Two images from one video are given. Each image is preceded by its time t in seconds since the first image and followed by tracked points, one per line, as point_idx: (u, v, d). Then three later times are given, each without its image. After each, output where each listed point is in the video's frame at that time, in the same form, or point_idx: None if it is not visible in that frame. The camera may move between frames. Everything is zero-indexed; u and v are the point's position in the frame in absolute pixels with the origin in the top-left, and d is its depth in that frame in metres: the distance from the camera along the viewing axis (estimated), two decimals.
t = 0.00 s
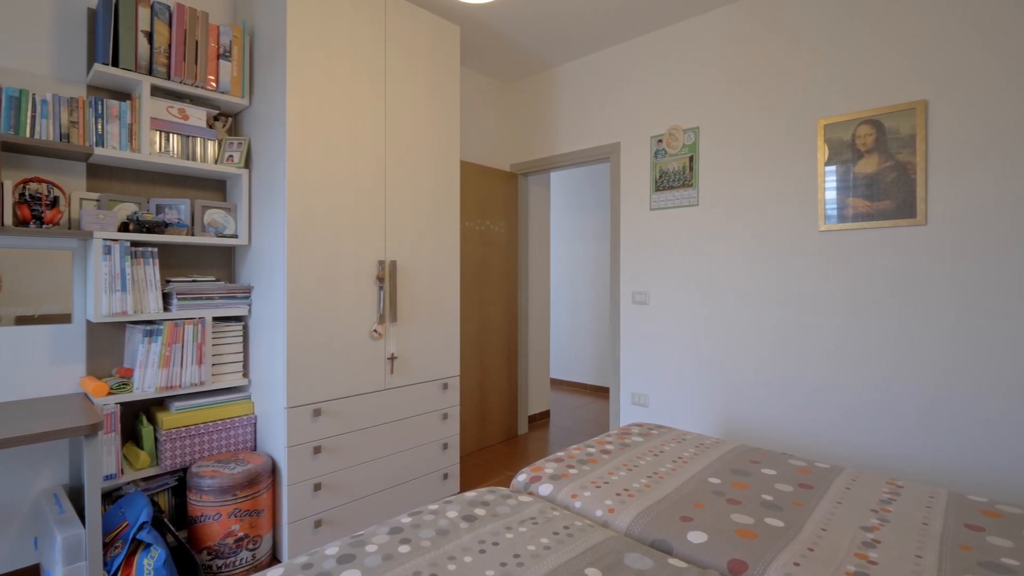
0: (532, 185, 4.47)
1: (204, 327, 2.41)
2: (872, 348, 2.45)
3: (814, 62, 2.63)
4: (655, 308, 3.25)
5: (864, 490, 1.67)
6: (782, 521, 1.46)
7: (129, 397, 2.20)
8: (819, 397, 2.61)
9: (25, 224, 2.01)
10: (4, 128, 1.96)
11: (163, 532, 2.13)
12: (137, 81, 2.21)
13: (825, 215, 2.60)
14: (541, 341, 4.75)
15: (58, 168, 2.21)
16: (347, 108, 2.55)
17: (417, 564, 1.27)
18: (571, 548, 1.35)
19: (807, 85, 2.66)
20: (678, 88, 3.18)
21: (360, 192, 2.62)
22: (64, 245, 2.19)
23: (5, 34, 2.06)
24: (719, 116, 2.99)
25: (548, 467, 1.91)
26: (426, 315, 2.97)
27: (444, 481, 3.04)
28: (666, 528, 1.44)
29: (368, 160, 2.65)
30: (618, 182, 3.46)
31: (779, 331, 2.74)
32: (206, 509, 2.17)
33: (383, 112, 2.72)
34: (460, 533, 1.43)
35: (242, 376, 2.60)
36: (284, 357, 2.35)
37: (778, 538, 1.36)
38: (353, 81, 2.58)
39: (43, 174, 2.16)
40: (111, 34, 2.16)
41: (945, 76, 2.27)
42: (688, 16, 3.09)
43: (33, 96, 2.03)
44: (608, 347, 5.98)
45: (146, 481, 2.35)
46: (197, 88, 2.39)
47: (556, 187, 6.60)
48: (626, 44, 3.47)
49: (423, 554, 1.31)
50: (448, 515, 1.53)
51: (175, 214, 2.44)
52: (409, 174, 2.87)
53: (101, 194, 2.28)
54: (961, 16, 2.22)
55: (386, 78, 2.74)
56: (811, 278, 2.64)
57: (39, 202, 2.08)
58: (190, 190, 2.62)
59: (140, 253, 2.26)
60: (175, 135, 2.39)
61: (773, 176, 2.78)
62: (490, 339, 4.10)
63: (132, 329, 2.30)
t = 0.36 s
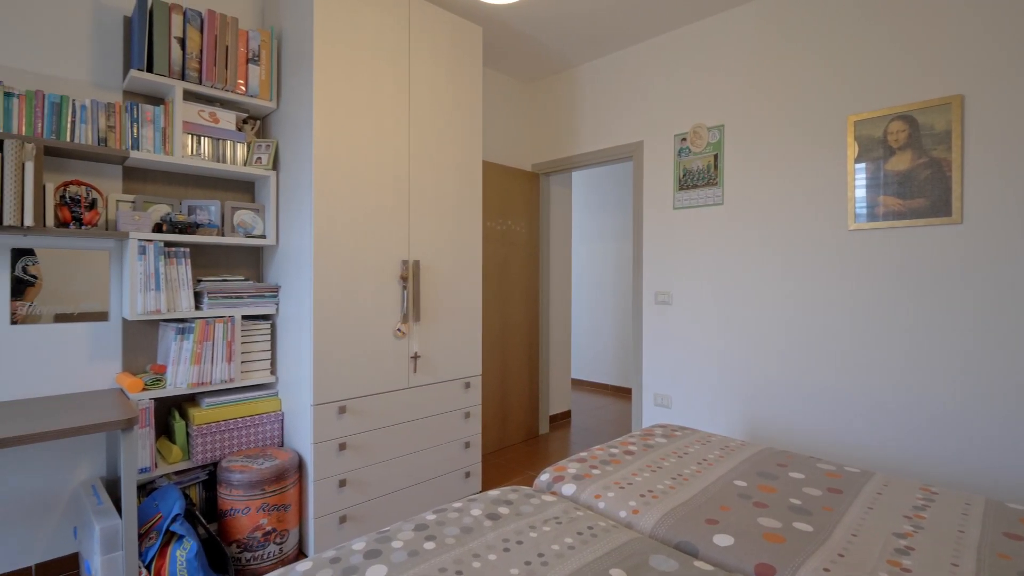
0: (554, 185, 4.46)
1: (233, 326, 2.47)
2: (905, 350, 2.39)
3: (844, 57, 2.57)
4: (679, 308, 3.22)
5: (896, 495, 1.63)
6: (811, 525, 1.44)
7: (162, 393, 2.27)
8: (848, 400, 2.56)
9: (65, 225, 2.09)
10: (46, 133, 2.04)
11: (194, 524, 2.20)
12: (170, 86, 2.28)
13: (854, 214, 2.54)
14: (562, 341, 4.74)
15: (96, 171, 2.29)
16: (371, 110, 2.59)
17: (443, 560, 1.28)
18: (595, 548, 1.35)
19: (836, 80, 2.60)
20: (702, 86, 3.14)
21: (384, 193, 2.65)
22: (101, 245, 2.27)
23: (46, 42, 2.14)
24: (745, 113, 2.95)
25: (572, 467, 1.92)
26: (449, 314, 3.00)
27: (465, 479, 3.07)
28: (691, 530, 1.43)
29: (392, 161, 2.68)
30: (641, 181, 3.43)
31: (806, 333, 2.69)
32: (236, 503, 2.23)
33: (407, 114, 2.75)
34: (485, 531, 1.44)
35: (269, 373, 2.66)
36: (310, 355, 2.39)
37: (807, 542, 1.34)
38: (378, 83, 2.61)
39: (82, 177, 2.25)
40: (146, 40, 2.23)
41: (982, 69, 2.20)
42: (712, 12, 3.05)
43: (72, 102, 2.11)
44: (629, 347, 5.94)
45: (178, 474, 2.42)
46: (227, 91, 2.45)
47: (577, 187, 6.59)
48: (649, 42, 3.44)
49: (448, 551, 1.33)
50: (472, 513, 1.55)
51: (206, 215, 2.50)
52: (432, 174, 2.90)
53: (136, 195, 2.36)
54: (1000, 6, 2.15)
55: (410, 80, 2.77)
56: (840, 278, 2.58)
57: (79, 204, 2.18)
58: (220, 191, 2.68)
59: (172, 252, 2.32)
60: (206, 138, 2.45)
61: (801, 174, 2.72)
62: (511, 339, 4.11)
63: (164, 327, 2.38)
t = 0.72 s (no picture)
0: (574, 185, 4.46)
1: (260, 325, 2.53)
2: (937, 352, 2.32)
3: (873, 51, 2.51)
4: (701, 309, 3.19)
5: (928, 502, 1.60)
6: (839, 531, 1.41)
7: (192, 389, 2.34)
8: (876, 403, 2.50)
9: (100, 227, 2.16)
10: (82, 138, 2.12)
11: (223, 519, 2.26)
12: (200, 90, 2.35)
13: (884, 213, 2.48)
14: (583, 342, 4.72)
15: (129, 175, 2.36)
16: (394, 112, 2.62)
17: (466, 558, 1.30)
18: (617, 549, 1.35)
19: (865, 76, 2.54)
20: (725, 84, 3.11)
21: (406, 194, 2.69)
22: (134, 246, 2.34)
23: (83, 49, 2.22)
24: (770, 110, 2.90)
25: (593, 468, 1.92)
26: (470, 314, 3.02)
27: (486, 478, 3.09)
28: (716, 533, 1.42)
29: (414, 162, 2.72)
30: (663, 181, 3.41)
31: (833, 335, 2.64)
32: (263, 498, 2.28)
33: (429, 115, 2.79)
34: (507, 530, 1.45)
35: (295, 372, 2.72)
36: (334, 354, 2.44)
37: (835, 548, 1.32)
38: (401, 85, 2.65)
39: (116, 181, 2.32)
40: (177, 47, 2.29)
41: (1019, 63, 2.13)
42: (735, 9, 3.02)
43: (107, 108, 2.18)
44: (650, 348, 5.89)
45: (207, 469, 2.48)
46: (254, 96, 2.51)
47: (597, 188, 6.57)
48: (671, 39, 3.41)
49: (470, 549, 1.34)
50: (495, 512, 1.56)
51: (233, 216, 2.55)
52: (454, 175, 2.93)
53: (167, 197, 2.42)
54: None
55: (432, 82, 2.80)
56: (869, 279, 2.52)
57: (113, 207, 2.25)
58: (247, 193, 2.75)
59: (201, 253, 2.39)
60: (234, 141, 2.51)
61: (828, 173, 2.67)
62: (531, 339, 4.12)
63: (194, 326, 2.44)
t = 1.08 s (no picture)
0: (593, 185, 4.45)
1: (284, 324, 2.59)
2: (968, 355, 2.27)
3: (901, 46, 2.46)
4: (722, 309, 3.16)
5: (959, 508, 1.56)
6: (865, 536, 1.40)
7: (219, 387, 2.40)
8: (902, 406, 2.45)
9: (131, 228, 2.24)
10: (115, 143, 2.19)
11: (248, 514, 2.32)
12: (226, 95, 2.41)
13: (912, 212, 2.43)
14: (602, 342, 4.71)
15: (159, 178, 2.44)
16: (414, 114, 2.66)
17: (487, 557, 1.32)
18: (638, 551, 1.36)
19: (892, 72, 2.49)
20: (746, 83, 3.07)
21: (426, 195, 2.72)
22: (163, 248, 2.41)
23: (116, 57, 2.30)
24: (793, 108, 2.86)
25: (613, 469, 1.92)
26: (489, 314, 3.04)
27: (505, 478, 3.11)
28: (737, 536, 1.41)
29: (434, 163, 2.75)
30: (683, 181, 3.38)
31: (858, 337, 2.60)
32: (287, 494, 2.33)
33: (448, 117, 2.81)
34: (527, 530, 1.47)
35: (317, 371, 2.77)
36: (356, 353, 2.48)
37: (861, 554, 1.30)
38: (421, 87, 2.68)
39: (146, 184, 2.40)
40: (204, 53, 2.36)
41: None
42: (756, 6, 2.98)
43: (139, 113, 2.25)
44: (670, 349, 5.85)
45: (233, 465, 2.55)
46: (278, 100, 2.57)
47: (616, 188, 6.55)
48: (691, 38, 3.38)
49: (490, 548, 1.36)
50: (515, 511, 1.58)
51: (258, 218, 2.60)
52: (473, 177, 2.95)
53: (195, 200, 2.50)
54: None
55: (452, 85, 2.83)
56: (896, 280, 2.48)
57: (144, 209, 2.30)
58: (272, 195, 2.81)
59: (228, 254, 2.45)
60: (259, 145, 2.57)
61: (852, 172, 2.63)
62: (550, 339, 4.13)
63: (220, 325, 2.51)
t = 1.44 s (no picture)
0: (614, 185, 4.43)
1: (309, 323, 2.64)
2: (1003, 358, 2.21)
3: (934, 41, 2.40)
4: (746, 310, 3.12)
5: (995, 517, 1.52)
6: (896, 543, 1.37)
7: (247, 384, 2.46)
8: (934, 410, 2.39)
9: (164, 230, 2.30)
10: (149, 147, 2.27)
11: (274, 509, 2.37)
12: (254, 100, 2.47)
13: (945, 211, 2.37)
14: (622, 343, 4.69)
15: (189, 181, 2.51)
16: (437, 116, 2.69)
17: (510, 556, 1.33)
18: (662, 553, 1.35)
19: (923, 68, 2.43)
20: (771, 80, 3.03)
21: (448, 196, 2.75)
22: (193, 249, 2.49)
23: (150, 64, 2.38)
24: (820, 105, 2.81)
25: (635, 471, 1.92)
26: (510, 314, 3.06)
27: (525, 478, 3.12)
28: (763, 541, 1.40)
29: (455, 165, 2.78)
30: (706, 180, 3.35)
31: (887, 338, 2.54)
32: (312, 490, 2.38)
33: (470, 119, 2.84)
34: (550, 530, 1.47)
35: (341, 369, 2.82)
36: (380, 352, 2.52)
37: (891, 561, 1.28)
38: (443, 89, 2.71)
39: (178, 186, 2.47)
40: (233, 58, 2.42)
41: None
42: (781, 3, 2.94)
43: (171, 118, 2.33)
44: (692, 350, 5.79)
45: (259, 461, 2.61)
46: (303, 103, 2.62)
47: (638, 188, 6.51)
48: (714, 35, 3.35)
49: (513, 548, 1.37)
50: (537, 511, 1.59)
51: (284, 219, 2.65)
52: (495, 177, 2.97)
53: (223, 202, 2.57)
54: None
55: (474, 86, 2.85)
56: (927, 281, 2.42)
57: (176, 210, 2.36)
58: (297, 197, 2.87)
59: (255, 255, 2.52)
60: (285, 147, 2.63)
61: (881, 170, 2.57)
62: (570, 339, 4.13)
63: (247, 324, 2.57)
